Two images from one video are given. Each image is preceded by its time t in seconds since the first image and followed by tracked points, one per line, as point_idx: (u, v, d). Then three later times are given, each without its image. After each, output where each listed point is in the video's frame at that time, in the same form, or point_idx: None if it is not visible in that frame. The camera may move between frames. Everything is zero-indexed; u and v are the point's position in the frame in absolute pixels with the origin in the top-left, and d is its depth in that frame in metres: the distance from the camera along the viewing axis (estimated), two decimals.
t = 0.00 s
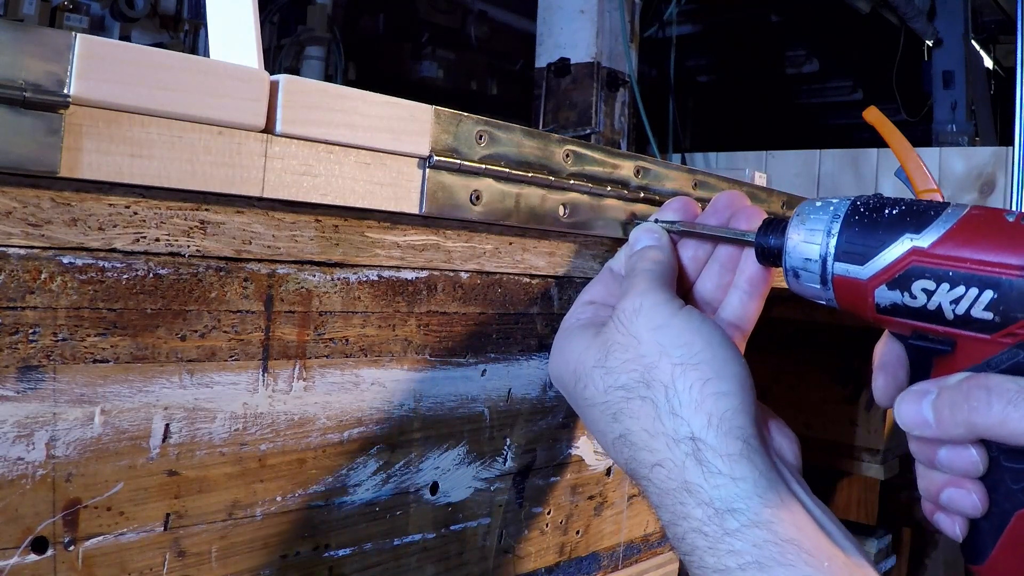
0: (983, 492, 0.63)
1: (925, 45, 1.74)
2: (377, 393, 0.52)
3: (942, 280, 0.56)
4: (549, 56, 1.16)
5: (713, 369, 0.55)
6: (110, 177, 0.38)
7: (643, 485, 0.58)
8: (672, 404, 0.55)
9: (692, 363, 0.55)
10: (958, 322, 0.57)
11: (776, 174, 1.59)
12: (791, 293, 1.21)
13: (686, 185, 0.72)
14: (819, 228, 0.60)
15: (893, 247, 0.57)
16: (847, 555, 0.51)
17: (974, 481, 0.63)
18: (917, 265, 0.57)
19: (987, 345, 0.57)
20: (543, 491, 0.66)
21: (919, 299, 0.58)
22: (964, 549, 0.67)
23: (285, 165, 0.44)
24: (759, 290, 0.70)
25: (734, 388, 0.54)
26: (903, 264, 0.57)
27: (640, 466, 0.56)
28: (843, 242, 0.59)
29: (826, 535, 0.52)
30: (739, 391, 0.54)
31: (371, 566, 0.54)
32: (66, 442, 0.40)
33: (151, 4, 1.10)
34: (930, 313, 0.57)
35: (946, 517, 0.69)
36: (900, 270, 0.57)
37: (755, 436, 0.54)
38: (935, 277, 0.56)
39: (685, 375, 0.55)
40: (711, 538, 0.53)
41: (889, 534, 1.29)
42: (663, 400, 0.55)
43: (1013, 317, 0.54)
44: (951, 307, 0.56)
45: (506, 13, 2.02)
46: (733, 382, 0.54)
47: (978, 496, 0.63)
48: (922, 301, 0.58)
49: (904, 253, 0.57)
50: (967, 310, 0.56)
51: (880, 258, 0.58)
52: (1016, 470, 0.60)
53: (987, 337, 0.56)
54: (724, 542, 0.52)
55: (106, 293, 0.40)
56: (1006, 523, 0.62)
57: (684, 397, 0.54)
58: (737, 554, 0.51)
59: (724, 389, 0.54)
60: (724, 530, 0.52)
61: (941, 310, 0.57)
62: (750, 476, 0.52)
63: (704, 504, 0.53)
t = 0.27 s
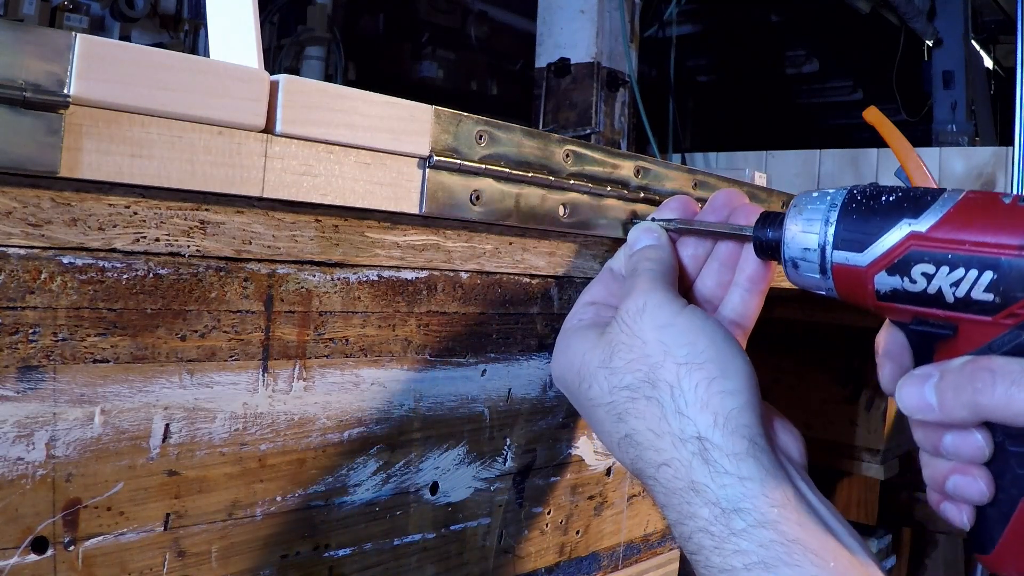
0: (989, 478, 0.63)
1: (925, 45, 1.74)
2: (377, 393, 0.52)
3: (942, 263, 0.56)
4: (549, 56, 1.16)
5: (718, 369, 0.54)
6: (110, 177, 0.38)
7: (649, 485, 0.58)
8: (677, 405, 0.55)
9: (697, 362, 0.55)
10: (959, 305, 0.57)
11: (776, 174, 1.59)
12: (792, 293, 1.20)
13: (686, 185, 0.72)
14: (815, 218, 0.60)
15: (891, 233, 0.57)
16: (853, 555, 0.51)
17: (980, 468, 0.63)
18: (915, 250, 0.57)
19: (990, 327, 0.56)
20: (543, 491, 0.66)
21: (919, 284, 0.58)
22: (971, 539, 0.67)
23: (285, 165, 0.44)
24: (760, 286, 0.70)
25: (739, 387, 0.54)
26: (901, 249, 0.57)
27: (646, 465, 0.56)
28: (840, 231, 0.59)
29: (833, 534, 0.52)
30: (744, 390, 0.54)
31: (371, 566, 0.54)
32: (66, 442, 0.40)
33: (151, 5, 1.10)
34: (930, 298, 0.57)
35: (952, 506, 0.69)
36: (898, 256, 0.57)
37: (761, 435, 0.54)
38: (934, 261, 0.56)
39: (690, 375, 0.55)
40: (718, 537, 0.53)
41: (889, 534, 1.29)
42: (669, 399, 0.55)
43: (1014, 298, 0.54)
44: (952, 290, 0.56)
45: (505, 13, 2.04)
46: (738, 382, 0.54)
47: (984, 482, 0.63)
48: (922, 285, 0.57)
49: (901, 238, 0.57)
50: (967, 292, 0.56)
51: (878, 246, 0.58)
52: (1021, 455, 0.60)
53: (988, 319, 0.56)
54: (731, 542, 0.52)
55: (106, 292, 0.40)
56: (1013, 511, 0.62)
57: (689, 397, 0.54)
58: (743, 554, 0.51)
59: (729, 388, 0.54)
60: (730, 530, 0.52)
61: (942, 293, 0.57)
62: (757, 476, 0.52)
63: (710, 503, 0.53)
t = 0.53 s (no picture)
0: (996, 469, 0.64)
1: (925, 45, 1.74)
2: (376, 392, 0.52)
3: (938, 252, 0.56)
4: (549, 56, 1.15)
5: (721, 371, 0.54)
6: (109, 178, 0.38)
7: (654, 487, 0.58)
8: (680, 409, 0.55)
9: (700, 365, 0.55)
10: (956, 293, 0.57)
11: (776, 174, 1.59)
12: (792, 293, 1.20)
13: (686, 185, 0.72)
14: (810, 210, 0.60)
15: (886, 224, 0.57)
16: (857, 560, 0.50)
17: (985, 459, 0.64)
18: (911, 240, 0.57)
19: (989, 314, 0.56)
20: (543, 491, 0.66)
21: (916, 274, 0.57)
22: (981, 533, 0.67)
23: (285, 165, 0.44)
24: (760, 286, 0.70)
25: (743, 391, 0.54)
26: (896, 240, 0.57)
27: (650, 468, 0.57)
28: (836, 223, 0.59)
29: (836, 540, 0.51)
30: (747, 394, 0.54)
31: (371, 566, 0.54)
32: (66, 442, 0.40)
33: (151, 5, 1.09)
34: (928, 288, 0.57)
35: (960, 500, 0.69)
36: (894, 247, 0.57)
37: (764, 440, 0.53)
38: (930, 251, 0.56)
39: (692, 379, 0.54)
40: (720, 541, 0.52)
41: (889, 534, 1.29)
42: (672, 403, 0.55)
43: (1011, 284, 0.54)
44: (949, 278, 0.56)
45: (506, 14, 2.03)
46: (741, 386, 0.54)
47: (992, 473, 0.64)
48: (919, 274, 0.57)
49: (897, 229, 0.57)
50: (964, 280, 0.55)
51: (874, 237, 0.58)
52: None
53: (986, 306, 0.56)
54: (733, 546, 0.52)
55: (106, 292, 0.40)
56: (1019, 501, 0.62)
57: (692, 400, 0.54)
58: (745, 558, 0.51)
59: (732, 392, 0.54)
60: (733, 534, 0.52)
61: (939, 283, 0.57)
62: (760, 480, 0.52)
63: (713, 507, 0.53)
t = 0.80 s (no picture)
0: (995, 472, 0.63)
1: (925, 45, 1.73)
2: (376, 392, 0.52)
3: (935, 256, 0.56)
4: (549, 56, 1.15)
5: (721, 376, 0.54)
6: (110, 178, 0.38)
7: (654, 491, 0.58)
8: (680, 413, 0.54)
9: (700, 369, 0.55)
10: (953, 297, 0.57)
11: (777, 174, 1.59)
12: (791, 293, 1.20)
13: (686, 185, 0.72)
14: (808, 212, 0.60)
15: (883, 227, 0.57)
16: (855, 569, 0.49)
17: (984, 463, 0.64)
18: (908, 243, 0.57)
19: (985, 318, 0.56)
20: (543, 491, 0.66)
21: (913, 277, 0.58)
22: (980, 535, 0.67)
23: (285, 165, 0.44)
24: (760, 286, 0.71)
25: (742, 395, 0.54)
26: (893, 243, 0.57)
27: (650, 472, 0.56)
28: (833, 225, 0.59)
29: (835, 549, 0.50)
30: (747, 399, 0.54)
31: (371, 566, 0.53)
32: (66, 442, 0.40)
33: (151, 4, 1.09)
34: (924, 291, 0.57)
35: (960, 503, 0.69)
36: (891, 250, 0.57)
37: (764, 444, 0.53)
38: (928, 254, 0.56)
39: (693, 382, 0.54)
40: (717, 547, 0.52)
41: (889, 534, 1.29)
42: (671, 406, 0.55)
43: (1008, 289, 0.54)
44: (946, 282, 0.56)
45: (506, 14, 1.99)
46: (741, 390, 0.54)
47: (990, 477, 0.63)
48: (915, 278, 0.57)
49: (894, 232, 0.57)
50: (961, 284, 0.56)
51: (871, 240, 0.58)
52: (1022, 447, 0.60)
53: (983, 310, 0.56)
54: (730, 553, 0.51)
55: (106, 292, 0.40)
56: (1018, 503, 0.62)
57: (693, 404, 0.54)
58: (741, 565, 0.50)
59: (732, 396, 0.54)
60: (730, 541, 0.51)
61: (935, 286, 0.57)
62: (759, 486, 0.51)
63: (712, 513, 0.52)
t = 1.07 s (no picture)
0: (991, 476, 0.63)
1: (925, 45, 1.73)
2: (376, 393, 0.52)
3: (931, 260, 0.56)
4: (549, 56, 1.15)
5: (722, 378, 0.54)
6: (109, 178, 0.38)
7: (655, 494, 0.58)
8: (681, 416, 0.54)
9: (702, 371, 0.55)
10: (948, 301, 0.57)
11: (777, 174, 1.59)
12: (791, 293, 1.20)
13: (686, 185, 0.72)
14: (804, 216, 0.60)
15: (879, 231, 0.57)
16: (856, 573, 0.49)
17: (981, 466, 0.64)
18: (905, 247, 0.57)
19: (981, 323, 0.57)
20: (543, 491, 0.66)
21: (909, 281, 0.58)
22: (976, 536, 0.67)
23: (285, 165, 0.44)
24: (761, 287, 0.71)
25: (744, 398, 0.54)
26: (890, 247, 0.57)
27: (651, 474, 0.56)
28: (830, 228, 0.59)
29: (836, 553, 0.50)
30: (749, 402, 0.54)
31: (371, 565, 0.53)
32: (66, 442, 0.40)
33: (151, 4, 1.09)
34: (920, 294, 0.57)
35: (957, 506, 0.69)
36: (887, 254, 0.57)
37: (766, 447, 0.53)
38: (924, 259, 0.56)
39: (693, 385, 0.54)
40: (718, 551, 0.52)
41: (889, 534, 1.29)
42: (673, 409, 0.55)
43: (1005, 293, 0.54)
44: (942, 287, 0.56)
45: (506, 14, 2.00)
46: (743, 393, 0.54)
47: (987, 481, 0.63)
48: (911, 282, 0.57)
49: (891, 235, 0.57)
50: (957, 289, 0.56)
51: (868, 244, 0.58)
52: (1019, 450, 0.59)
53: (980, 315, 0.56)
54: (731, 557, 0.51)
55: (106, 292, 0.40)
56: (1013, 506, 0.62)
57: (694, 407, 0.54)
58: (741, 570, 0.50)
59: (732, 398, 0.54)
60: (731, 545, 0.51)
61: (932, 290, 0.57)
62: (761, 489, 0.51)
63: (713, 516, 0.52)
